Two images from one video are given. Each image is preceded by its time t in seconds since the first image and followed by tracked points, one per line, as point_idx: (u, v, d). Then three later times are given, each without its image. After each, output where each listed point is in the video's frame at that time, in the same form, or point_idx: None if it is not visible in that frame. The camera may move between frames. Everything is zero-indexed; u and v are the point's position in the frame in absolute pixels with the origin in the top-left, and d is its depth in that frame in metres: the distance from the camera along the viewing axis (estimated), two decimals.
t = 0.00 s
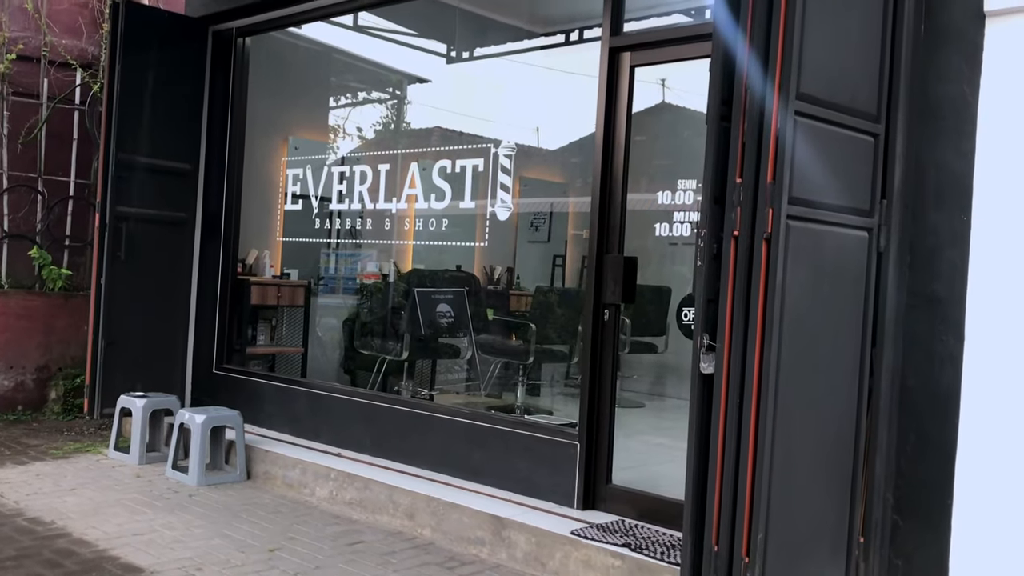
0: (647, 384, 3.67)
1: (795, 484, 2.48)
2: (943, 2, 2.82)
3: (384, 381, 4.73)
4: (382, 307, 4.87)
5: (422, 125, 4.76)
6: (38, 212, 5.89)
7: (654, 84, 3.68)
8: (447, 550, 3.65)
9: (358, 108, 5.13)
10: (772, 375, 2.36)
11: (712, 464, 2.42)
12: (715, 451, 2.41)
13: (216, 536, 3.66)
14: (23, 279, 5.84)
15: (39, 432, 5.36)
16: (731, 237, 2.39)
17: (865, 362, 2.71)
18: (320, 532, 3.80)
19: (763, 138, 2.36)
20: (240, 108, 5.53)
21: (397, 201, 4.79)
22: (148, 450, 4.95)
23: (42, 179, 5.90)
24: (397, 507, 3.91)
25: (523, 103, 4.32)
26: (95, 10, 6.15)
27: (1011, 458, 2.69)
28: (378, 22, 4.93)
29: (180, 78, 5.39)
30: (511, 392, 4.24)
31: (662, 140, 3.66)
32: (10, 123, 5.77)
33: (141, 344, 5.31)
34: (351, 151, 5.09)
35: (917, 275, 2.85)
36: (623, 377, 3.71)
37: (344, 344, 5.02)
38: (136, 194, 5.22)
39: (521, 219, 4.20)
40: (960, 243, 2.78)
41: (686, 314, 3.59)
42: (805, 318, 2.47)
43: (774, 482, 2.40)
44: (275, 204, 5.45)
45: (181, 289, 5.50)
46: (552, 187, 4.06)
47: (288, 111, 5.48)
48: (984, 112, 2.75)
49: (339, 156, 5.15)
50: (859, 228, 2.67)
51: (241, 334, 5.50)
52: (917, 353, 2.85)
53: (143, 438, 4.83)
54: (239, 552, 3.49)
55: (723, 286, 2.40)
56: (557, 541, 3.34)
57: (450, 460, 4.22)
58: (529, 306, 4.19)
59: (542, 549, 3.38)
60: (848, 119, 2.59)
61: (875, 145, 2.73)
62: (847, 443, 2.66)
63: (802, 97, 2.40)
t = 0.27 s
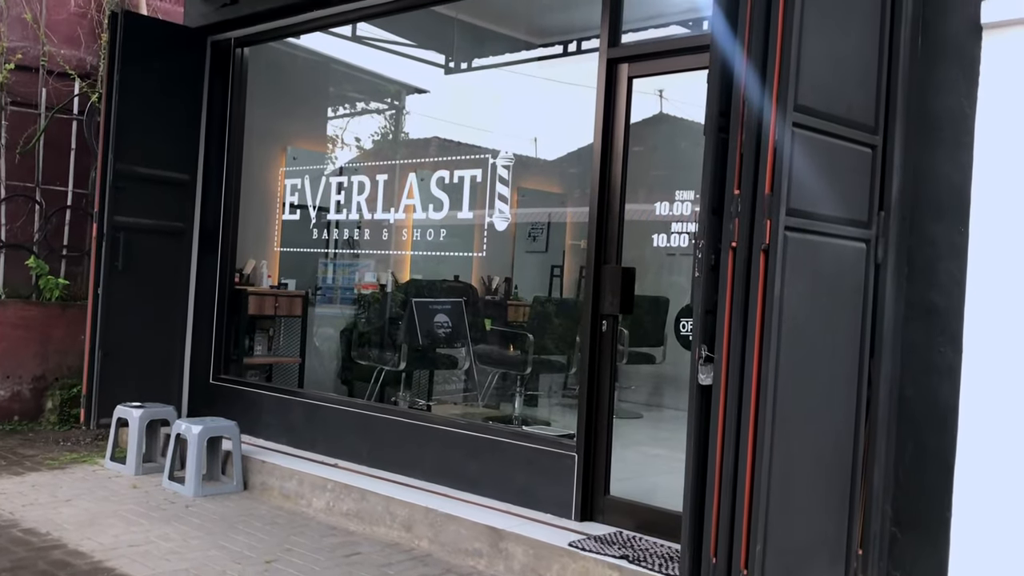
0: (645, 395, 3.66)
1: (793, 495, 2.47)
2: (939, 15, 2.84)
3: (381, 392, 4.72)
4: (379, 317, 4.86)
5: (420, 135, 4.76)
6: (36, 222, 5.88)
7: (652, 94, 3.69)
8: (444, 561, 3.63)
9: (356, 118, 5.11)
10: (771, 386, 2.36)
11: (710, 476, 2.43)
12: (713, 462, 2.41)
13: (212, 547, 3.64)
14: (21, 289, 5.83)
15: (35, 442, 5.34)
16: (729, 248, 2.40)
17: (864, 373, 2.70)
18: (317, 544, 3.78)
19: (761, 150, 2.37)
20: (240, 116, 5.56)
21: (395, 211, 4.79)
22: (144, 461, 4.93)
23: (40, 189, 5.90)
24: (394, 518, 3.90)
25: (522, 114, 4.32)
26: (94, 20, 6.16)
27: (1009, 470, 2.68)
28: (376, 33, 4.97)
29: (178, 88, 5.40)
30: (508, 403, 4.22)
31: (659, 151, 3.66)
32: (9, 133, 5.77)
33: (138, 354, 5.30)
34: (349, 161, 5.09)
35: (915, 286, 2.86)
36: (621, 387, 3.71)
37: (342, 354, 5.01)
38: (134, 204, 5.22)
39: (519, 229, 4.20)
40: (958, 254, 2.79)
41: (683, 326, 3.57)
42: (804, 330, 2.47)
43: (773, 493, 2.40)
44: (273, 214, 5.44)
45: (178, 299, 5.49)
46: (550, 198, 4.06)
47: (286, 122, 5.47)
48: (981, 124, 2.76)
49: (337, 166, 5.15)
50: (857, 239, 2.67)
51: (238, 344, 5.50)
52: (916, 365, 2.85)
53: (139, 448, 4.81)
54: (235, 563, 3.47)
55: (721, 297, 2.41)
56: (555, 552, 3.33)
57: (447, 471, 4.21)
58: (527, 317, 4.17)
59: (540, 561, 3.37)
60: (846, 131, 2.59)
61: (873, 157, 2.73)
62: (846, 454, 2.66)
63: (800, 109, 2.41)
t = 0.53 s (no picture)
0: (645, 407, 3.66)
1: (794, 509, 2.47)
2: (939, 28, 2.85)
3: (381, 404, 4.71)
4: (379, 328, 4.85)
5: (421, 147, 4.76)
6: (37, 233, 5.89)
7: (652, 106, 3.70)
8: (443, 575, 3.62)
9: (356, 130, 5.11)
10: (772, 399, 2.36)
11: (711, 489, 2.42)
12: (714, 476, 2.40)
13: (211, 560, 3.63)
14: (20, 300, 5.83)
15: (34, 454, 5.33)
16: (730, 261, 2.40)
17: (864, 386, 2.70)
18: (316, 556, 3.76)
19: (761, 163, 2.37)
20: (240, 130, 5.58)
21: (395, 223, 4.80)
22: (143, 472, 4.92)
23: (41, 200, 5.90)
24: (393, 531, 3.88)
25: (521, 126, 4.32)
26: (96, 32, 6.18)
27: (1009, 484, 2.68)
28: (376, 45, 4.97)
29: (179, 100, 5.41)
30: (508, 415, 4.22)
31: (659, 163, 3.67)
32: (10, 144, 5.79)
33: (137, 366, 5.29)
34: (349, 172, 5.09)
35: (915, 300, 2.86)
36: (621, 400, 3.70)
37: (341, 366, 5.00)
38: (134, 215, 5.22)
39: (519, 240, 4.21)
40: (958, 267, 2.79)
41: (683, 338, 3.57)
42: (804, 342, 2.47)
43: (773, 507, 2.39)
44: (273, 225, 5.45)
45: (177, 311, 5.49)
46: (550, 210, 4.07)
47: (286, 134, 5.48)
48: (981, 137, 2.76)
49: (337, 178, 5.16)
50: (858, 252, 2.68)
51: (238, 356, 5.49)
52: (916, 378, 2.85)
53: (138, 460, 4.80)
54: None
55: (721, 310, 2.40)
56: (555, 566, 3.31)
57: (446, 484, 4.19)
58: (527, 328, 4.17)
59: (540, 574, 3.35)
60: (845, 144, 2.60)
61: (873, 170, 2.74)
62: (846, 468, 2.65)
63: (800, 122, 2.42)
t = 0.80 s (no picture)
0: (647, 421, 3.64)
1: (796, 526, 2.45)
2: (941, 43, 2.85)
3: (382, 417, 4.70)
4: (380, 341, 4.85)
5: (422, 160, 4.78)
6: (38, 245, 5.89)
7: (653, 120, 3.71)
8: None
9: (358, 143, 5.12)
10: (774, 414, 2.34)
11: (714, 506, 2.40)
12: (716, 492, 2.38)
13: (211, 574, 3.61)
14: (21, 311, 5.82)
15: (33, 466, 5.31)
16: (732, 274, 2.39)
17: (867, 401, 2.69)
18: (316, 570, 3.74)
19: (763, 177, 2.37)
20: (241, 144, 5.58)
21: (396, 236, 4.80)
22: (143, 485, 4.90)
23: (43, 212, 5.91)
24: (394, 545, 3.86)
25: (523, 139, 4.33)
26: (99, 45, 6.19)
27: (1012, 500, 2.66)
28: (379, 58, 4.97)
29: (181, 113, 5.43)
30: (509, 428, 4.20)
31: (661, 176, 3.67)
32: (13, 156, 5.80)
33: (138, 379, 5.28)
34: (351, 185, 5.10)
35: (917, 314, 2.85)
36: (623, 413, 3.68)
37: (342, 379, 4.99)
38: (136, 228, 5.23)
39: (521, 253, 4.20)
40: (960, 281, 2.78)
41: (686, 352, 3.56)
42: (807, 358, 2.46)
43: (776, 524, 2.37)
44: (275, 238, 5.45)
45: (178, 323, 5.48)
46: (551, 222, 4.07)
47: (289, 146, 5.49)
48: (983, 152, 2.77)
49: (339, 190, 5.16)
50: (860, 266, 2.67)
51: (239, 368, 5.47)
52: (918, 393, 2.84)
53: (138, 473, 4.78)
54: None
55: (724, 324, 2.39)
56: None
57: (447, 498, 4.17)
58: (528, 341, 4.16)
59: None
60: (848, 158, 2.60)
61: (875, 184, 2.74)
62: (849, 484, 2.63)
63: (802, 136, 2.41)
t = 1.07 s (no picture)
0: (648, 435, 3.63)
1: (799, 542, 2.43)
2: (942, 59, 2.87)
3: (382, 431, 4.68)
4: (381, 354, 4.85)
5: (423, 173, 4.79)
6: (40, 258, 5.90)
7: (654, 134, 3.72)
8: None
9: (360, 157, 5.13)
10: (777, 429, 2.34)
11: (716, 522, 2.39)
12: (718, 508, 2.37)
13: None
14: (22, 324, 5.83)
15: (33, 480, 5.30)
16: (734, 288, 2.39)
17: (870, 417, 2.68)
18: None
19: (765, 192, 2.38)
20: (243, 158, 5.59)
21: (398, 249, 4.80)
22: (143, 499, 4.88)
23: (44, 225, 5.92)
24: (395, 560, 3.84)
25: (525, 153, 4.33)
26: (102, 59, 6.23)
27: (1014, 515, 2.66)
28: (382, 72, 4.98)
29: (184, 126, 5.45)
30: (510, 443, 4.18)
31: (662, 190, 3.68)
32: (15, 170, 5.82)
33: (139, 392, 5.27)
34: (353, 199, 5.11)
35: (920, 329, 2.85)
36: (624, 428, 3.67)
37: (343, 392, 4.99)
38: (138, 241, 5.23)
39: (522, 267, 4.20)
40: (962, 296, 2.78)
41: (688, 366, 3.57)
42: (809, 372, 2.45)
43: (778, 540, 2.36)
44: (276, 251, 5.46)
45: (179, 337, 5.48)
46: (552, 236, 4.08)
47: (290, 160, 5.52)
48: (985, 167, 2.77)
49: (341, 204, 5.17)
50: (862, 281, 2.67)
51: (240, 382, 5.47)
52: (920, 408, 2.84)
53: (139, 486, 4.77)
54: None
55: (726, 338, 2.39)
56: None
57: (448, 512, 4.16)
58: (529, 355, 4.16)
59: None
60: (849, 172, 2.60)
61: (877, 198, 2.74)
62: (852, 500, 2.62)
63: (804, 151, 2.42)
